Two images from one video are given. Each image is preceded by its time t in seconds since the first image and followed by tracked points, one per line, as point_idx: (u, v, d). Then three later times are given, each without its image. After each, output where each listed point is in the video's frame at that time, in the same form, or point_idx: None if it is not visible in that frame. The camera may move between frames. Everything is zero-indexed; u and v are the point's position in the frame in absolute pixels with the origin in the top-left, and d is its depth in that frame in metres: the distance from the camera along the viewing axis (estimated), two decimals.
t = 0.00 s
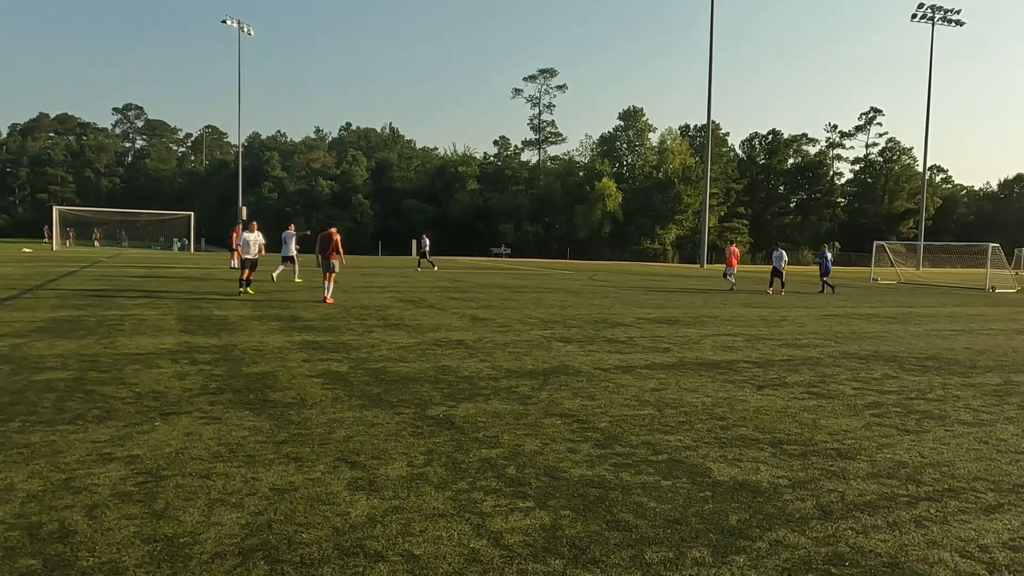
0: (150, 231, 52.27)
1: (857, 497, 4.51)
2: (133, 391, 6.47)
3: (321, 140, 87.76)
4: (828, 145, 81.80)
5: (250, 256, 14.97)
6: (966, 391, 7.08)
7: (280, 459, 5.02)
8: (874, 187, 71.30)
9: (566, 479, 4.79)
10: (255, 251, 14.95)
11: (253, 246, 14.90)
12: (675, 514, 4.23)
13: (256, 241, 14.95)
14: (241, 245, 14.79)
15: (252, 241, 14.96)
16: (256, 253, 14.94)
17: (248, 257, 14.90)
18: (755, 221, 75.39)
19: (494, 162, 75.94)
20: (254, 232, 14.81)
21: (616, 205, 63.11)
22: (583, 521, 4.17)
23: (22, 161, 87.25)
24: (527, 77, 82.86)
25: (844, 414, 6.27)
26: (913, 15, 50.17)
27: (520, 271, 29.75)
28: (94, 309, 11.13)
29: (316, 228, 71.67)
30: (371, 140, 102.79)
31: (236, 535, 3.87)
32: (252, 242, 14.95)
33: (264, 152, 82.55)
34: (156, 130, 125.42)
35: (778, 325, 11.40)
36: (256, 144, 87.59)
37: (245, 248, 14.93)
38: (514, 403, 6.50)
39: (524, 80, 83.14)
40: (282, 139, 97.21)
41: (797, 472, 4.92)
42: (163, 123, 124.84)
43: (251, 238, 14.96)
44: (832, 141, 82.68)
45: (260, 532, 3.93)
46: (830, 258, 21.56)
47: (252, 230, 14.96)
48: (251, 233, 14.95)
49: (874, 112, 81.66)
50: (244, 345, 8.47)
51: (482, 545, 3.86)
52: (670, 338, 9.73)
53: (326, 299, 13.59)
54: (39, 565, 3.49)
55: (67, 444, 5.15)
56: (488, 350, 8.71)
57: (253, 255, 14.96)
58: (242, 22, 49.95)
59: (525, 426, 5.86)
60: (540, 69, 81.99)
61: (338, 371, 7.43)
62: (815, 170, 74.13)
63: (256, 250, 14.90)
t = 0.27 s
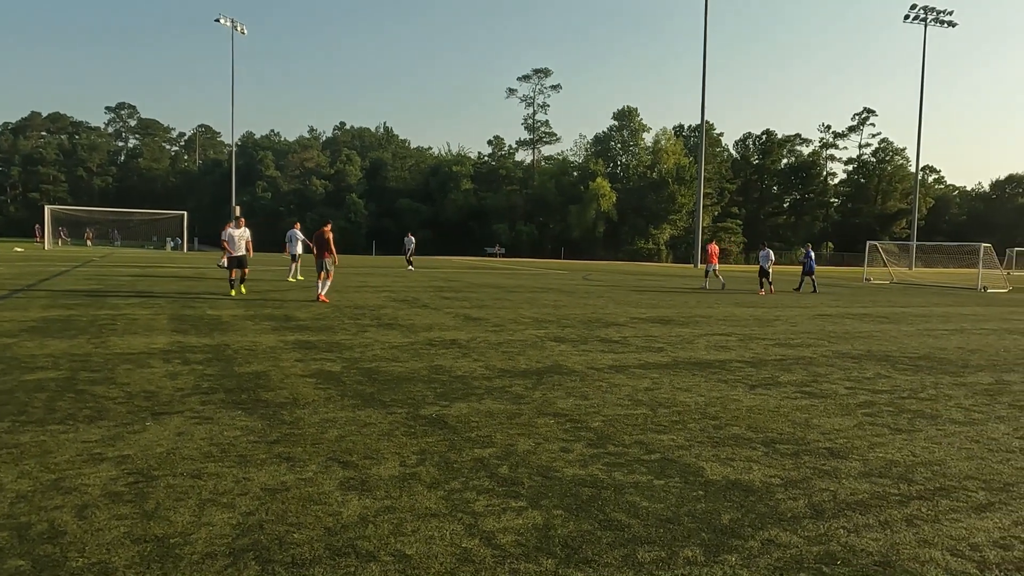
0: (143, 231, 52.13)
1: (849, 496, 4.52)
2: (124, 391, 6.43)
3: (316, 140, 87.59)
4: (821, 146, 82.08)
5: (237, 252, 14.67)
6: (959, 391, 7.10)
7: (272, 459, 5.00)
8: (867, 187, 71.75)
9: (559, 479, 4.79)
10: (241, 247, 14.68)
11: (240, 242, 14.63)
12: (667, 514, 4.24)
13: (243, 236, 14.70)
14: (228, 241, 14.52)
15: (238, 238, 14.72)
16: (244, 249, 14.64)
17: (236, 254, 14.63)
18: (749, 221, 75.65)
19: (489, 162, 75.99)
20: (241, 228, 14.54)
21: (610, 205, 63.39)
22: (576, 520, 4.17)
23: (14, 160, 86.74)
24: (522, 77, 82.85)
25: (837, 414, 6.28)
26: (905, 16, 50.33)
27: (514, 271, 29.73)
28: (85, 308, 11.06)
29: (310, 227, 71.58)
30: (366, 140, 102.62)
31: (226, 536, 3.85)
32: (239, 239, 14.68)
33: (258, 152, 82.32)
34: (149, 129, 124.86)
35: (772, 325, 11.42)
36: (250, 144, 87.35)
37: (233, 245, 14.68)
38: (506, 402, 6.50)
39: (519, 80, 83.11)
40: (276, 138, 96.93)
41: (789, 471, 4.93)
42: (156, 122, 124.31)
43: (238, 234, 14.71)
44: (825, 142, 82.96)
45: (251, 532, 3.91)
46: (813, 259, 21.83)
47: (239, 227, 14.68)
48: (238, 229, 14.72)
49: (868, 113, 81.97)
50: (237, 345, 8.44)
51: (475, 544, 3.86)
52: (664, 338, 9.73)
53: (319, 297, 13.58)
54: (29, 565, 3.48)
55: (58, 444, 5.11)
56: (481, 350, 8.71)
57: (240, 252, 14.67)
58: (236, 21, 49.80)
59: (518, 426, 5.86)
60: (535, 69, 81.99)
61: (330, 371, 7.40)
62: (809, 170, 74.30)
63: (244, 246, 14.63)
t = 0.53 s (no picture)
0: (137, 230, 52.13)
1: (846, 495, 4.53)
2: (119, 391, 6.40)
3: (310, 139, 87.38)
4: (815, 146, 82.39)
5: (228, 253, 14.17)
6: (953, 390, 7.13)
7: (267, 459, 4.98)
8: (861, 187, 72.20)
9: (555, 478, 4.79)
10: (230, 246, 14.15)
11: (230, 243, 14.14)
12: (664, 513, 4.24)
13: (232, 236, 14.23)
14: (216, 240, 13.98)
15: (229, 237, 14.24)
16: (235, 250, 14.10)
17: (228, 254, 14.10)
18: (743, 221, 75.88)
19: (484, 161, 76.05)
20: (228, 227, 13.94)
21: (605, 205, 63.65)
22: (572, 520, 4.17)
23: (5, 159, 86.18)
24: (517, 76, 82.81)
25: (832, 413, 6.30)
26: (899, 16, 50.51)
27: (509, 271, 29.71)
28: (78, 308, 11.01)
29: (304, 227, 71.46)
30: (361, 139, 102.47)
31: (222, 536, 3.84)
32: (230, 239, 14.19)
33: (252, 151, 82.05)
34: (142, 128, 124.34)
35: (766, 325, 11.44)
36: (244, 143, 87.08)
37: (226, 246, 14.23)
38: (502, 402, 6.49)
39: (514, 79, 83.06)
40: (270, 137, 96.63)
41: (786, 470, 4.94)
42: (149, 120, 123.73)
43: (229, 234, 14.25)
44: (819, 142, 83.23)
45: (247, 533, 3.89)
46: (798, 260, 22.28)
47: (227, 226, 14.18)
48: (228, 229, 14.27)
49: (862, 113, 82.28)
50: (231, 345, 8.40)
51: (471, 544, 3.85)
52: (660, 338, 9.74)
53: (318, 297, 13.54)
54: (22, 567, 3.45)
55: (51, 444, 5.08)
56: (476, 349, 8.71)
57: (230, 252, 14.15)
58: (230, 19, 49.59)
59: (514, 426, 5.85)
60: (530, 69, 81.96)
61: (326, 371, 7.38)
62: (803, 170, 74.78)
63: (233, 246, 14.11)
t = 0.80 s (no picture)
0: (130, 229, 51.84)
1: (843, 493, 4.55)
2: (114, 390, 6.37)
3: (304, 137, 87.10)
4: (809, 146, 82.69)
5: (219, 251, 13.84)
6: (948, 389, 7.16)
7: (264, 459, 4.96)
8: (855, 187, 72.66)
9: (553, 478, 4.78)
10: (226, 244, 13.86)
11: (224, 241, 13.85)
12: (664, 512, 4.25)
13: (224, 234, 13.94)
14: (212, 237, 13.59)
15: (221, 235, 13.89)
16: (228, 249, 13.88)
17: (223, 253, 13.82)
18: (738, 221, 76.06)
19: (479, 161, 76.08)
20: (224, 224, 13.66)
21: (600, 204, 63.57)
22: (571, 519, 4.17)
23: None
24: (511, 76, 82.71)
25: (829, 412, 6.33)
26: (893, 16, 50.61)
27: (505, 270, 29.69)
28: (72, 306, 10.96)
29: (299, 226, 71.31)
30: (355, 138, 102.21)
31: (221, 536, 3.82)
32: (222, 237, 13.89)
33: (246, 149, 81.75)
34: (136, 126, 123.79)
35: (761, 324, 11.47)
36: (238, 141, 86.75)
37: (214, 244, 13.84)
38: (499, 401, 6.48)
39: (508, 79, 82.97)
40: (264, 136, 96.29)
41: (783, 469, 4.96)
42: (143, 119, 123.10)
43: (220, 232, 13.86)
44: (813, 141, 83.45)
45: (246, 532, 3.88)
46: (784, 258, 22.39)
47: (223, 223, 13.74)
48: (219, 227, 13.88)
49: (855, 113, 82.60)
50: (227, 344, 8.37)
51: (470, 544, 3.84)
52: (656, 337, 9.77)
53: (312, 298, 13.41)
54: (20, 566, 3.44)
55: (47, 444, 5.05)
56: (473, 348, 8.70)
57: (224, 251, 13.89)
58: (224, 17, 49.38)
59: (512, 425, 5.85)
60: (525, 68, 81.89)
61: (322, 370, 7.35)
62: (798, 169, 75.16)
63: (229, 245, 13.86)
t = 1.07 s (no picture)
0: (125, 227, 51.46)
1: (842, 493, 4.56)
2: (109, 390, 6.33)
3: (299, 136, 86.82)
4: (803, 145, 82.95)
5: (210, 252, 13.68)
6: (942, 388, 7.21)
7: (262, 459, 4.94)
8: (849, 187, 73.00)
9: (552, 476, 4.79)
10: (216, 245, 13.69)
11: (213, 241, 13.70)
12: (663, 511, 4.26)
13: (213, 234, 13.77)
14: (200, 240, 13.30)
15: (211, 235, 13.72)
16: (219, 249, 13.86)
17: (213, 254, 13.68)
18: (733, 220, 76.28)
19: (474, 160, 76.04)
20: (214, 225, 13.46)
21: (595, 203, 63.55)
22: (570, 518, 4.18)
23: None
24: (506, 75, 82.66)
25: (825, 411, 6.35)
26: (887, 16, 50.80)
27: (500, 269, 29.70)
28: (66, 306, 10.86)
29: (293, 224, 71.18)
30: (350, 137, 101.98)
31: (219, 536, 3.80)
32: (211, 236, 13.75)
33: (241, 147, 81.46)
34: (129, 125, 123.11)
35: (757, 323, 11.50)
36: (232, 139, 86.43)
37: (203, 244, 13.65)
38: (497, 400, 6.49)
39: (503, 78, 82.92)
40: (258, 134, 95.93)
41: (780, 468, 4.98)
42: (136, 117, 122.45)
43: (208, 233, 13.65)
44: (807, 141, 83.69)
45: (244, 532, 3.86)
46: (771, 254, 22.48)
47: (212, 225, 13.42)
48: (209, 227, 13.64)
49: (849, 113, 82.92)
50: (223, 343, 8.34)
51: (469, 543, 3.85)
52: (652, 336, 9.78)
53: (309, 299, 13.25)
54: (15, 568, 3.42)
55: (43, 444, 5.02)
56: (469, 347, 8.70)
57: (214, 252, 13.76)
58: (218, 15, 49.13)
59: (510, 424, 5.86)
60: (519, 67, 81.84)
61: (318, 370, 7.33)
62: (792, 169, 75.37)
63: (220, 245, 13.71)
